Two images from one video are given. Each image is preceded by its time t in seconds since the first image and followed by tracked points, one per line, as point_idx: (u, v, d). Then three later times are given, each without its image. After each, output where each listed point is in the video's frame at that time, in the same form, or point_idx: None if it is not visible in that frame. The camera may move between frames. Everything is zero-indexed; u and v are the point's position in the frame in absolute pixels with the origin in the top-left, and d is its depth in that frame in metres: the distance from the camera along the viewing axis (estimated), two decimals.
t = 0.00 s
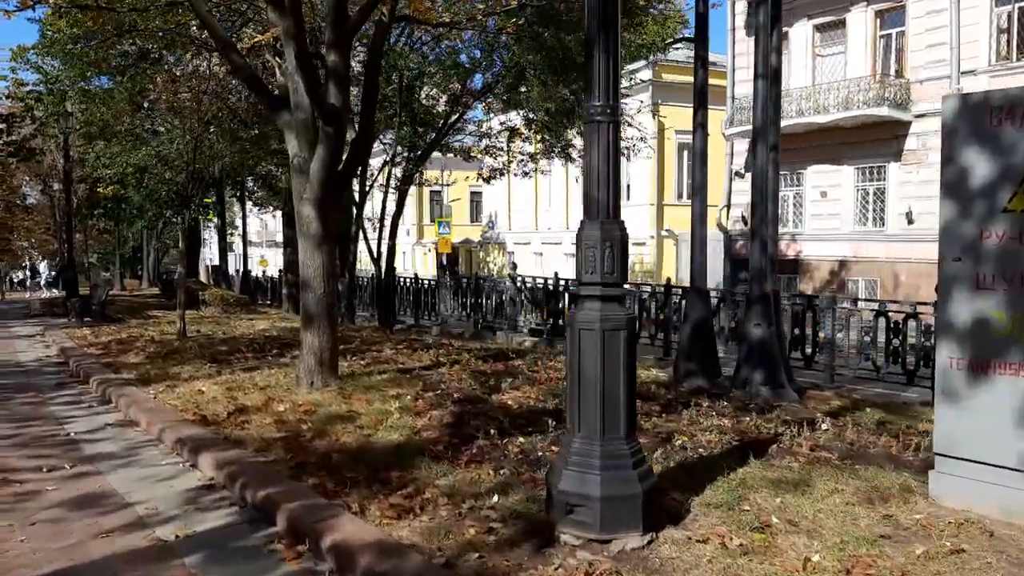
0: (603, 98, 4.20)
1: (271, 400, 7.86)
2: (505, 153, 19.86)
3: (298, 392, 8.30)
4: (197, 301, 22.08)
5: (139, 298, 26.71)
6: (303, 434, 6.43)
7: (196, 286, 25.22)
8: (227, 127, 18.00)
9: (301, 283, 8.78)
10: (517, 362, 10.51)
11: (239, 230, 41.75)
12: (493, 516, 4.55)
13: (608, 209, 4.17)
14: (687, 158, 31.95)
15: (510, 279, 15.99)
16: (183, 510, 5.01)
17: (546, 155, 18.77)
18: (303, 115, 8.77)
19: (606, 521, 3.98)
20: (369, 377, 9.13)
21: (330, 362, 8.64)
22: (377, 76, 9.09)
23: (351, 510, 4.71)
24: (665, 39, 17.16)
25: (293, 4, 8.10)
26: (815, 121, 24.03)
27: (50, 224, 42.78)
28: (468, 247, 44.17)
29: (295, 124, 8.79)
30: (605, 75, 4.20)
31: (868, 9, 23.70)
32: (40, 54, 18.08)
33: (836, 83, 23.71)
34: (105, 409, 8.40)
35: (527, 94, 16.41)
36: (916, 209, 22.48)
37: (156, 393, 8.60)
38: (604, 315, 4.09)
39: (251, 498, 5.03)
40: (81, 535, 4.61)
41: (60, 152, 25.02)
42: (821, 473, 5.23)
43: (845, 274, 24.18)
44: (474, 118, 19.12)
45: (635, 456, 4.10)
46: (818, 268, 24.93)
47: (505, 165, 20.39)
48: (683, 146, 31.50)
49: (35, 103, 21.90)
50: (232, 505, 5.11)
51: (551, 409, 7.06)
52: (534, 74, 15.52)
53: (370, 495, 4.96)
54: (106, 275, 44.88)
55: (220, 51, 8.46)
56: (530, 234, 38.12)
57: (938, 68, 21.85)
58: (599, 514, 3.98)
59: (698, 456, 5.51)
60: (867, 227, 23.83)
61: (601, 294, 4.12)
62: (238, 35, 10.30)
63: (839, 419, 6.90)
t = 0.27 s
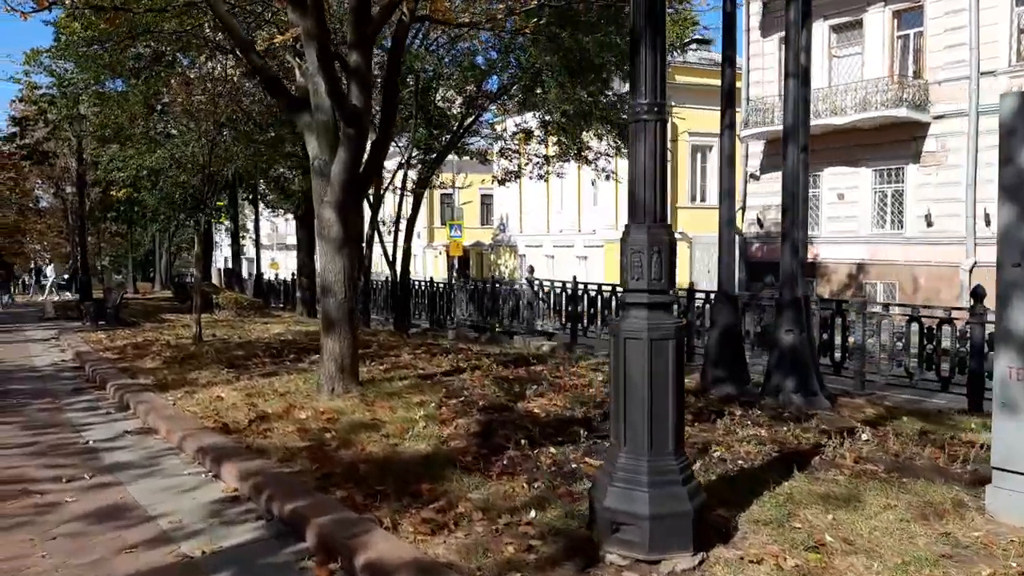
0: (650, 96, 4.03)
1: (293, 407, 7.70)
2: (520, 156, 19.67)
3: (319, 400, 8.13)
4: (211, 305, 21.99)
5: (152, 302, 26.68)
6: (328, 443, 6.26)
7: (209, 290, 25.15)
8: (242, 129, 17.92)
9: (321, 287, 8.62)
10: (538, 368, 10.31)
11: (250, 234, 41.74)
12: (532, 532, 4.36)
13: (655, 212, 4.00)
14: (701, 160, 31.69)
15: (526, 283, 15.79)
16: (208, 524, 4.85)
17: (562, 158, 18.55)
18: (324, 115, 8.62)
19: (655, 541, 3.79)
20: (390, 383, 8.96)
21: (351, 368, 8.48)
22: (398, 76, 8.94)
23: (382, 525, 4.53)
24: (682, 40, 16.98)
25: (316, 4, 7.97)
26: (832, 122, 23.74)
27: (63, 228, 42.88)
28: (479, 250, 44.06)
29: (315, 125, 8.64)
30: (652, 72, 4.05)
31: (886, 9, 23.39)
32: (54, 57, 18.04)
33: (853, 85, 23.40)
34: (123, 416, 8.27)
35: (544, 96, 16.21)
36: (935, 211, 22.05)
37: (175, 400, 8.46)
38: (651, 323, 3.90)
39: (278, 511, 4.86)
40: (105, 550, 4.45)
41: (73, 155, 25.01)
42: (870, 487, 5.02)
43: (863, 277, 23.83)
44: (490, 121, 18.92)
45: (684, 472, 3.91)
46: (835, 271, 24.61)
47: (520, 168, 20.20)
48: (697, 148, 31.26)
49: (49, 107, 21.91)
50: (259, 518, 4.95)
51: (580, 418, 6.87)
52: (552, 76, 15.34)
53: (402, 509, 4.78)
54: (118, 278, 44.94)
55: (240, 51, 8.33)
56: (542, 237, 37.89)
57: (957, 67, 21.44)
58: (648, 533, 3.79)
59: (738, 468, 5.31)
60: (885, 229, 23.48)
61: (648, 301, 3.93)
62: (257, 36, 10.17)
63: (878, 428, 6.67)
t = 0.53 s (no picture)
0: (725, 92, 3.85)
1: (340, 412, 7.61)
2: (558, 159, 19.49)
3: (366, 405, 8.04)
4: (251, 308, 22.15)
5: (192, 305, 26.94)
6: (379, 450, 6.15)
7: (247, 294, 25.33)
8: (283, 133, 18.06)
9: (367, 291, 8.53)
10: (585, 373, 10.10)
11: (287, 238, 42.12)
12: (598, 547, 4.17)
13: (734, 212, 3.80)
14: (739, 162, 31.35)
15: (567, 287, 15.60)
16: (263, 533, 4.75)
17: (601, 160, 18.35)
18: (370, 117, 8.53)
19: (735, 562, 3.60)
20: (437, 388, 8.84)
21: (398, 372, 8.37)
22: (443, 76, 8.82)
23: (442, 536, 4.38)
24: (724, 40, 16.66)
25: (362, 4, 7.89)
26: (877, 123, 23.14)
27: (104, 232, 43.67)
28: (513, 254, 43.94)
29: (360, 126, 8.56)
30: (727, 67, 3.87)
31: (931, 7, 22.46)
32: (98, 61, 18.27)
33: (899, 85, 22.76)
34: (172, 420, 8.25)
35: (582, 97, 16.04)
36: (986, 213, 21.40)
37: (222, 403, 8.43)
38: (729, 330, 3.70)
39: (332, 521, 4.74)
40: (161, 559, 4.37)
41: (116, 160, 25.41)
42: (952, 504, 4.75)
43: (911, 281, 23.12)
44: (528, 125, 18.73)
45: (764, 489, 3.71)
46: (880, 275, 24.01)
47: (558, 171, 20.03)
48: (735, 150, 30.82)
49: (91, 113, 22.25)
50: (314, 527, 4.84)
51: (635, 426, 6.66)
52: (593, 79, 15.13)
53: (460, 520, 4.63)
54: (157, 281, 45.64)
55: (286, 53, 8.30)
56: (576, 240, 37.62)
57: (1007, 66, 20.74)
58: (728, 553, 3.60)
59: (809, 481, 5.07)
60: (933, 232, 22.84)
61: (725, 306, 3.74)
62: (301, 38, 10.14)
63: (952, 440, 6.35)
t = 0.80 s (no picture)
0: (852, 89, 3.63)
1: (436, 416, 7.64)
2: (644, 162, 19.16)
3: (461, 411, 8.04)
4: (340, 311, 22.67)
5: (284, 308, 27.74)
6: (478, 457, 6.12)
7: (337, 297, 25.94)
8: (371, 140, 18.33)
9: (460, 296, 8.52)
10: (679, 382, 9.85)
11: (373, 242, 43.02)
12: (715, 567, 4.00)
13: (865, 216, 3.58)
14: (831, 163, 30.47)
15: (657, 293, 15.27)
16: (369, 537, 4.78)
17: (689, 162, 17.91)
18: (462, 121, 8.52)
19: None
20: (530, 394, 8.77)
21: (490, 377, 8.33)
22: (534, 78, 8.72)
23: (550, 549, 4.29)
24: (819, 34, 16.01)
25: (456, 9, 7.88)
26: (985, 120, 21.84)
27: (202, 237, 45.64)
28: (594, 258, 43.62)
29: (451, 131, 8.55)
30: (855, 61, 3.65)
31: None
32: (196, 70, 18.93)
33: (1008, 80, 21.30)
34: (273, 420, 8.47)
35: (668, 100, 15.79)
36: None
37: (321, 405, 8.59)
38: (861, 342, 3.48)
39: (437, 529, 4.72)
40: (272, 562, 4.43)
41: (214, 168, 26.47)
42: None
43: None
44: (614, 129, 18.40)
45: (900, 512, 3.47)
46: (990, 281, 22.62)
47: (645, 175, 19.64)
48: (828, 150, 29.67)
49: (191, 122, 23.23)
50: (418, 534, 4.83)
51: (740, 439, 6.42)
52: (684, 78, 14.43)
53: (566, 532, 4.53)
54: (250, 284, 47.38)
55: (380, 60, 8.38)
56: (660, 244, 37.00)
57: None
58: None
59: (936, 503, 4.75)
60: None
61: (857, 316, 3.52)
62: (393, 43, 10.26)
63: None
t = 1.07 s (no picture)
0: None
1: (572, 419, 7.56)
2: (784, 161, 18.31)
3: (596, 415, 7.90)
4: (470, 311, 23.10)
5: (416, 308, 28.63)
6: (619, 462, 5.99)
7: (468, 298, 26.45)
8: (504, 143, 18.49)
9: (595, 297, 8.35)
10: (827, 393, 9.30)
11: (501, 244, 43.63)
12: None
13: None
14: (993, 160, 28.18)
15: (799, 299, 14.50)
16: (513, 538, 4.76)
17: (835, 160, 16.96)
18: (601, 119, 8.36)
19: None
20: (667, 401, 8.51)
21: (625, 381, 8.12)
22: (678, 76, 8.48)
23: (701, 562, 4.11)
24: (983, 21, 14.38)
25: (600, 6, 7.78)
26: None
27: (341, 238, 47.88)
28: (726, 261, 42.43)
29: (590, 130, 8.42)
30: None
31: None
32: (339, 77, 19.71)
33: None
34: (412, 416, 8.67)
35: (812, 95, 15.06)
36: None
37: (457, 403, 8.72)
38: None
39: (582, 534, 4.64)
40: (421, 556, 4.50)
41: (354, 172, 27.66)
42: None
43: None
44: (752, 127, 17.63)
45: None
46: None
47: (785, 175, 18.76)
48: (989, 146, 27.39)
49: (333, 129, 24.37)
50: (562, 538, 4.77)
51: (902, 458, 5.95)
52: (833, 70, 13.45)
53: (718, 546, 4.33)
54: (384, 284, 49.21)
55: (521, 60, 8.40)
56: (798, 247, 35.35)
57: None
58: None
59: None
60: None
61: None
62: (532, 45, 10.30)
63: None
